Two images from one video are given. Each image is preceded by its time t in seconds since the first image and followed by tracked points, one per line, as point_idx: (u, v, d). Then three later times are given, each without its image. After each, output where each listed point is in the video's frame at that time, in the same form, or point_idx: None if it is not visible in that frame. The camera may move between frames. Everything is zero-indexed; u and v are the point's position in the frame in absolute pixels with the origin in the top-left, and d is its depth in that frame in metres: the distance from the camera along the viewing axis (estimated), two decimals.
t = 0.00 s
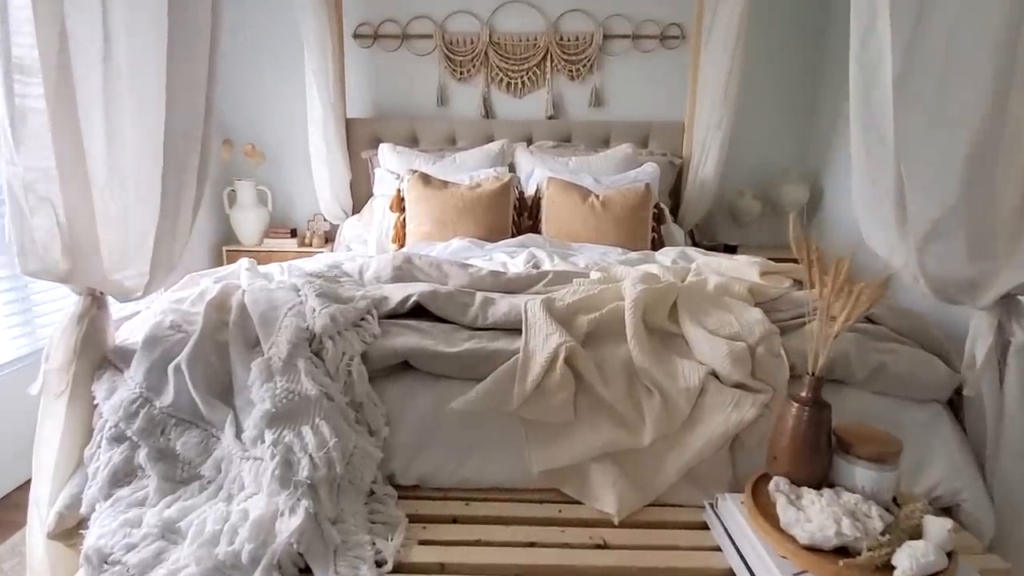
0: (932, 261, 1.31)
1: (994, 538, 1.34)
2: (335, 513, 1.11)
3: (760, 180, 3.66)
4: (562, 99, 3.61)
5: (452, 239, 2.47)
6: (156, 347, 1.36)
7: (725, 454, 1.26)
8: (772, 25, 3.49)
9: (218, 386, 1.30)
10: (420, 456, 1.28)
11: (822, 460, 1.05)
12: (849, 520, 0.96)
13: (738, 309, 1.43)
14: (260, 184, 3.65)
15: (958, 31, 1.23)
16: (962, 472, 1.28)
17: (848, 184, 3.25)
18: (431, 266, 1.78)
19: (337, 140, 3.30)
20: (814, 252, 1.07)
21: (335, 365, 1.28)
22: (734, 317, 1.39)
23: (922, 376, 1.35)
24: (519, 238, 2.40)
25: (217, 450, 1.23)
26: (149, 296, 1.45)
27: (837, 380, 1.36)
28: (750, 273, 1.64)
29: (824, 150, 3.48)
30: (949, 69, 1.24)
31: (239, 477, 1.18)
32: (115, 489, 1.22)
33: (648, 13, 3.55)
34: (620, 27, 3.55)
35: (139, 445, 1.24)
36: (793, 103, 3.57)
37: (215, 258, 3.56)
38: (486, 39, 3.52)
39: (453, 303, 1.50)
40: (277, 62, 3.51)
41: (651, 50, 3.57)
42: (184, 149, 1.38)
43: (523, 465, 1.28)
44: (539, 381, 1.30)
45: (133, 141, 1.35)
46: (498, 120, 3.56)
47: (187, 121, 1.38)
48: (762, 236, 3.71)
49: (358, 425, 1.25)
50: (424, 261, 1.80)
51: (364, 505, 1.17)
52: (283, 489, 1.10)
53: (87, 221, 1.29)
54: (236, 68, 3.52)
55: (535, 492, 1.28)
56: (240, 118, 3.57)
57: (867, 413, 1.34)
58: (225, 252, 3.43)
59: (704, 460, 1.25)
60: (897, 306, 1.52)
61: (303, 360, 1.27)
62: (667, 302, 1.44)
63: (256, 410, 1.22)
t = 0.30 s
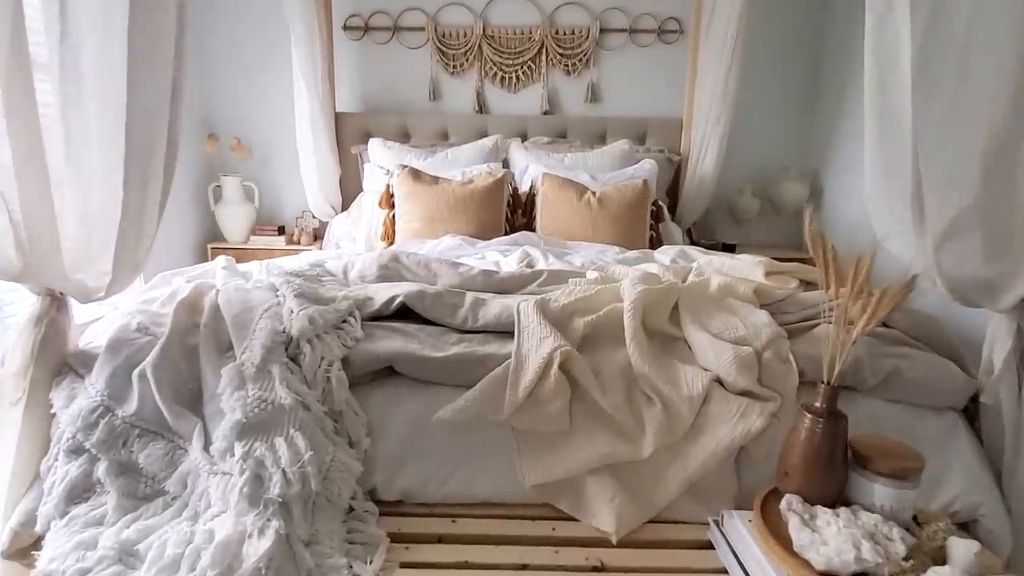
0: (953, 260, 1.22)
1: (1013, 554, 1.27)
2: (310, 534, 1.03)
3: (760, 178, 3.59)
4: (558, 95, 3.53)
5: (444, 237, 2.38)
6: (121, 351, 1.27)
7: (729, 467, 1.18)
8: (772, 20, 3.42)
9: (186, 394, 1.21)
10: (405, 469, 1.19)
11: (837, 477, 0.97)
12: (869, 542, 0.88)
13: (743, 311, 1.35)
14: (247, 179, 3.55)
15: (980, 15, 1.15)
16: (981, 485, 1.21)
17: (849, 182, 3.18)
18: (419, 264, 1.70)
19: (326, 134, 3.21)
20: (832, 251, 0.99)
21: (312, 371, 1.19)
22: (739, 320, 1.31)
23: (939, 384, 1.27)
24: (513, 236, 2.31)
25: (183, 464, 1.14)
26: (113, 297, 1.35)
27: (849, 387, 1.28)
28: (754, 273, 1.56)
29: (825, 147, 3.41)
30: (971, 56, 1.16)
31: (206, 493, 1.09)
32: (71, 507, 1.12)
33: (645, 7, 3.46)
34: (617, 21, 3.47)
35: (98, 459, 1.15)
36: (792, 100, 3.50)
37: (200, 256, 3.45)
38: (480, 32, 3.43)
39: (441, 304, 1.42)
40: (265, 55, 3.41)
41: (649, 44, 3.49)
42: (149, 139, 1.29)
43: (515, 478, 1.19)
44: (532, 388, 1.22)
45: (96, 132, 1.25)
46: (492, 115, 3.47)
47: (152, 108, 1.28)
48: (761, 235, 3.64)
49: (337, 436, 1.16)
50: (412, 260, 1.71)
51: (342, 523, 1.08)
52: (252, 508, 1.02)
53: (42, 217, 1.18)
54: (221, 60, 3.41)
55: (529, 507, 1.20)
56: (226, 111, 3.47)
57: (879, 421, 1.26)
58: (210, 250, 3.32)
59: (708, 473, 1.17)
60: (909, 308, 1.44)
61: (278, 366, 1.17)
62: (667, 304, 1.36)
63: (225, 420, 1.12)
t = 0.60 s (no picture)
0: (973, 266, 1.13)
1: None
2: (272, 566, 0.95)
3: (761, 177, 3.50)
4: (555, 90, 3.43)
5: (434, 236, 2.29)
6: (76, 361, 1.18)
7: (731, 490, 1.09)
8: (775, 15, 3.33)
9: (145, 408, 1.13)
10: (382, 490, 1.11)
11: (848, 506, 0.89)
12: None
13: (746, 320, 1.27)
14: (235, 176, 3.46)
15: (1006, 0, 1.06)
16: (1000, 509, 1.13)
17: (853, 182, 3.10)
18: (404, 267, 1.61)
19: (315, 130, 3.12)
20: (847, 260, 0.90)
21: (281, 385, 1.10)
22: (743, 330, 1.22)
23: (955, 400, 1.19)
24: (505, 236, 2.23)
25: (139, 486, 1.06)
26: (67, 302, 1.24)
27: (859, 403, 1.20)
28: (758, 279, 1.47)
29: (829, 146, 3.33)
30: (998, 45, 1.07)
31: (161, 519, 1.01)
32: (17, 531, 1.05)
33: None
34: (616, 15, 3.37)
35: (47, 480, 1.07)
36: (795, 97, 3.41)
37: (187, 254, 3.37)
38: (475, 25, 3.33)
39: (424, 310, 1.33)
40: (253, 47, 3.31)
41: (648, 39, 3.39)
42: (105, 134, 1.19)
43: (501, 501, 1.11)
44: (520, 403, 1.13)
45: (47, 124, 1.16)
46: (487, 111, 3.38)
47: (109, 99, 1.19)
48: (761, 236, 3.56)
49: (308, 456, 1.07)
50: (397, 261, 1.62)
51: (310, 551, 1.00)
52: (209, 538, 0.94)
53: None
54: (208, 53, 3.32)
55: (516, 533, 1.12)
56: (214, 106, 3.37)
57: (890, 440, 1.18)
58: (197, 248, 3.23)
59: (707, 497, 1.08)
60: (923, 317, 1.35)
61: (244, 379, 1.08)
62: (665, 312, 1.28)
63: (184, 438, 1.04)
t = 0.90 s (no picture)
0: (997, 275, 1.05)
1: None
2: None
3: (764, 177, 3.42)
4: (553, 87, 3.35)
5: (426, 237, 2.21)
6: (32, 371, 1.10)
7: (734, 515, 1.02)
8: (778, 11, 3.25)
9: (105, 422, 1.06)
10: (358, 512, 1.03)
11: (862, 541, 0.81)
12: None
13: (750, 331, 1.19)
14: (225, 173, 3.38)
15: None
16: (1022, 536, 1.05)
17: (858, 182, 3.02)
18: (390, 270, 1.53)
19: (306, 126, 3.04)
20: (865, 272, 0.83)
21: (250, 399, 1.02)
22: (747, 341, 1.14)
23: (974, 418, 1.11)
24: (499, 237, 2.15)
25: (94, 507, 0.99)
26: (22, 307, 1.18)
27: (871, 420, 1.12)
28: (763, 286, 1.39)
29: (833, 145, 3.24)
30: None
31: (115, 545, 0.93)
32: None
33: None
34: (616, 10, 3.29)
35: None
36: (799, 95, 3.33)
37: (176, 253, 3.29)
38: (471, 20, 3.25)
39: (407, 317, 1.25)
40: (244, 41, 3.23)
41: (649, 35, 3.31)
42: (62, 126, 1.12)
43: (486, 525, 1.04)
44: (508, 419, 1.05)
45: None
46: (484, 108, 3.30)
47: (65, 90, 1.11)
48: (763, 237, 3.49)
49: (277, 476, 0.99)
50: (383, 264, 1.55)
51: None
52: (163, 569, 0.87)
53: None
54: (197, 47, 3.24)
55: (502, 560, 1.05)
56: (203, 101, 3.29)
57: (903, 460, 1.11)
58: (185, 247, 3.15)
59: (708, 522, 1.00)
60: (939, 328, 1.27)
61: (209, 392, 1.00)
62: (664, 321, 1.20)
63: (142, 457, 0.96)
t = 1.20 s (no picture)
0: None
1: None
2: None
3: (771, 177, 3.34)
4: (556, 85, 3.27)
5: (423, 238, 2.14)
6: None
7: (747, 544, 0.94)
8: (786, 7, 3.17)
9: (74, 437, 1.00)
10: (343, 537, 0.96)
11: None
12: None
13: (764, 343, 1.11)
14: (220, 170, 3.31)
15: None
16: None
17: (868, 183, 2.94)
18: (383, 274, 1.46)
19: (301, 123, 2.97)
20: (899, 291, 0.75)
21: (226, 415, 0.95)
22: (761, 355, 1.07)
23: (1006, 439, 1.02)
24: (498, 238, 2.07)
25: (57, 531, 0.92)
26: None
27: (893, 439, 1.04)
28: (776, 294, 1.32)
29: (843, 145, 3.16)
30: None
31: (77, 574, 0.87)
32: None
33: None
34: (621, 5, 3.20)
35: None
36: (807, 94, 3.25)
37: (169, 252, 3.22)
38: (472, 14, 3.17)
39: (399, 325, 1.18)
40: (239, 35, 3.15)
41: (655, 31, 3.22)
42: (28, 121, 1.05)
43: (480, 553, 0.97)
44: (503, 438, 0.98)
45: None
46: (485, 105, 3.22)
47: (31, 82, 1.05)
48: (769, 239, 3.42)
49: (255, 499, 0.92)
50: (375, 267, 1.48)
51: None
52: None
53: None
54: (191, 41, 3.17)
55: None
56: (197, 97, 3.22)
57: (927, 485, 1.03)
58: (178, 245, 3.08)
59: (719, 553, 0.93)
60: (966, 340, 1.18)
61: (182, 408, 0.93)
62: (671, 332, 1.13)
63: (108, 478, 0.89)
